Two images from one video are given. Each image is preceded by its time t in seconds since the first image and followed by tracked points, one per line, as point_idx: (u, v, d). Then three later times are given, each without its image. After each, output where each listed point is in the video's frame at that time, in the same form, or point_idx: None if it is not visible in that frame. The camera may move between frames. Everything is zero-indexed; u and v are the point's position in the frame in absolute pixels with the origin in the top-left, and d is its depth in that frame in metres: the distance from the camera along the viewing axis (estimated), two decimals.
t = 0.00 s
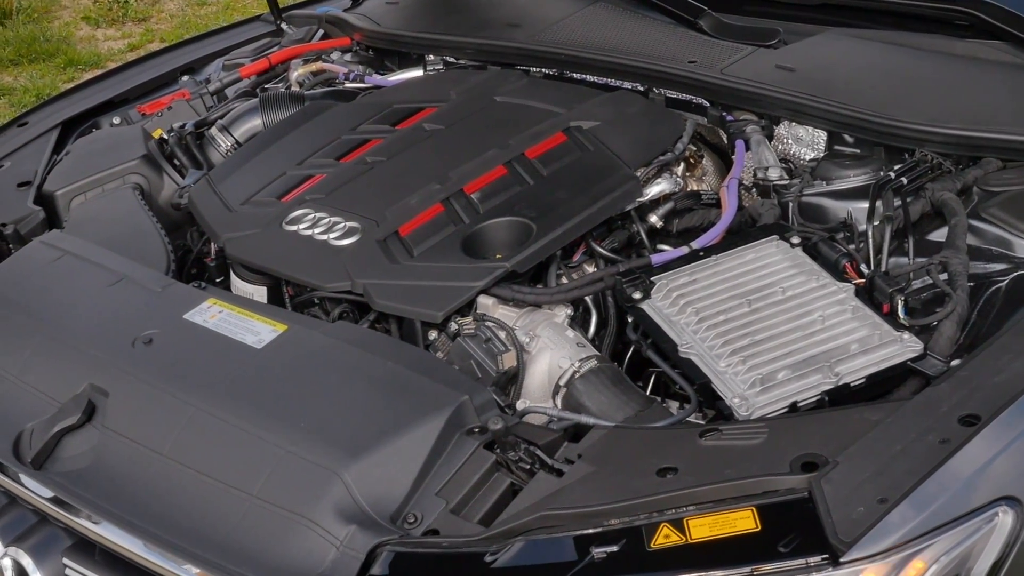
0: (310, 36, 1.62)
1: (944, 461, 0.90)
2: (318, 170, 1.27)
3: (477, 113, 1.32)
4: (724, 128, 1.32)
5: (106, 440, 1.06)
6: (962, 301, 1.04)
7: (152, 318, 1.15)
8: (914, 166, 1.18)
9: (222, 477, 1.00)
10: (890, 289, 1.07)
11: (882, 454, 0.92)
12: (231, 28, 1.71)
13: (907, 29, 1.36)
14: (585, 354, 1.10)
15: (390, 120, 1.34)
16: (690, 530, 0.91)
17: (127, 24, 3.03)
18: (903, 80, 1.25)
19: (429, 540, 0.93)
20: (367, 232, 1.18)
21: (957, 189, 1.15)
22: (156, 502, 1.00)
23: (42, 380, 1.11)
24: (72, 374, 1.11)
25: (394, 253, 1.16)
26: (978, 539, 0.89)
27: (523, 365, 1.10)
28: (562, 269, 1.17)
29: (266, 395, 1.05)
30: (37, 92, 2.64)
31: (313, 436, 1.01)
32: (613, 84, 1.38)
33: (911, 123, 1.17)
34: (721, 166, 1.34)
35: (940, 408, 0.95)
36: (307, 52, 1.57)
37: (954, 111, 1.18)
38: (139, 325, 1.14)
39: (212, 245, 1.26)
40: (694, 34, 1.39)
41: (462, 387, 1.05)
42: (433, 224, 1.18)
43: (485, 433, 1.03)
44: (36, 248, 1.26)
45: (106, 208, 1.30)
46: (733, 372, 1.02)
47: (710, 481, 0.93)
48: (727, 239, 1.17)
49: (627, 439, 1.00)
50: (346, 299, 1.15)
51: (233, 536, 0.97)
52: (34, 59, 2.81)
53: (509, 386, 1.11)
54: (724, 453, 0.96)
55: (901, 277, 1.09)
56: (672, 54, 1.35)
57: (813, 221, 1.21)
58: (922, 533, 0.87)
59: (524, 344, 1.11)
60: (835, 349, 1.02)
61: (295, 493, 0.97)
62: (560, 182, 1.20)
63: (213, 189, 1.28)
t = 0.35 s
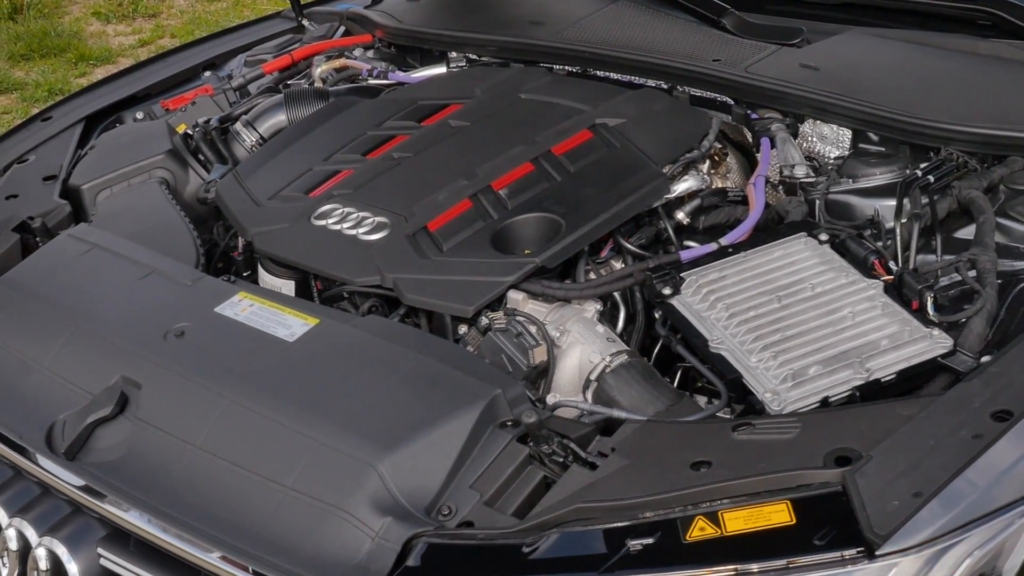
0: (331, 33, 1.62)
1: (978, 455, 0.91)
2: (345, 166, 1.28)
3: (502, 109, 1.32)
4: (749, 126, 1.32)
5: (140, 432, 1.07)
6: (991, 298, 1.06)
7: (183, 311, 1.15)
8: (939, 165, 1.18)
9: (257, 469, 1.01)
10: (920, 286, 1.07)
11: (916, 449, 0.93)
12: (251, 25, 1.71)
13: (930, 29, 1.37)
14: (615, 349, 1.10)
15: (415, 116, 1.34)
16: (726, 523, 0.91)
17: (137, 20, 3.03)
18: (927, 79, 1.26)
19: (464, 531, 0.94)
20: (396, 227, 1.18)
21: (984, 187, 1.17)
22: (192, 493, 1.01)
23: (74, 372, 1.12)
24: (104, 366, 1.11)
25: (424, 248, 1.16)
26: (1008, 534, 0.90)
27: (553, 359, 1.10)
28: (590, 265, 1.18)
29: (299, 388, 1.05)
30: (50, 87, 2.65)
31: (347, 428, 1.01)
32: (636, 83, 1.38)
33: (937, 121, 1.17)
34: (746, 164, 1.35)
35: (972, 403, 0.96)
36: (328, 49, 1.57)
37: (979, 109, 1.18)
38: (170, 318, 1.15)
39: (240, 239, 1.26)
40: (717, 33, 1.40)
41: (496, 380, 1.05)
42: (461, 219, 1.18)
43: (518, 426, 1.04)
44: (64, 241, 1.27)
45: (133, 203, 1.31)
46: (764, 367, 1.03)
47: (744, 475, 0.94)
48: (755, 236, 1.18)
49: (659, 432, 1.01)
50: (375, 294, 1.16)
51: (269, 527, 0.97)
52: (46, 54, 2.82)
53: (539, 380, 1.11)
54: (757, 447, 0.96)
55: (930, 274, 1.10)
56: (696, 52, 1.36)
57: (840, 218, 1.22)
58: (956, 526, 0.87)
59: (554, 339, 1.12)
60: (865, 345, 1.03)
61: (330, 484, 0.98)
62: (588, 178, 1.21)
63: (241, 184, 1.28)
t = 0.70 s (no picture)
0: (362, 32, 1.64)
1: (1021, 453, 0.93)
2: (383, 163, 1.28)
3: (538, 107, 1.33)
4: (783, 125, 1.33)
5: (183, 425, 1.08)
6: None
7: (224, 306, 1.16)
8: (976, 163, 1.18)
9: (303, 462, 1.02)
10: (960, 283, 1.09)
11: (960, 445, 0.94)
12: (281, 23, 1.72)
13: (963, 27, 1.37)
14: (657, 344, 1.12)
15: (450, 114, 1.35)
16: (772, 517, 0.92)
17: (155, 19, 3.10)
18: (963, 77, 1.26)
19: (512, 525, 0.95)
20: (435, 224, 1.19)
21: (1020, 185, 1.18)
22: (237, 487, 1.02)
23: (117, 366, 1.13)
24: (148, 360, 1.12)
25: (464, 244, 1.17)
26: None
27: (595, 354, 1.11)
28: (628, 261, 1.18)
29: (344, 382, 1.06)
30: (70, 85, 2.74)
31: (392, 423, 1.02)
32: (670, 81, 1.39)
33: (973, 120, 1.18)
34: (778, 165, 1.34)
35: (1015, 400, 0.97)
36: (360, 47, 1.58)
37: (1016, 108, 1.19)
38: (212, 313, 1.16)
39: (278, 235, 1.27)
40: (750, 32, 1.40)
41: (541, 375, 1.07)
42: (501, 215, 1.19)
43: (562, 421, 1.05)
44: (104, 237, 1.28)
45: (170, 200, 1.32)
46: (807, 363, 1.04)
47: (790, 469, 0.94)
48: (794, 233, 1.19)
49: (703, 427, 1.02)
50: (415, 290, 1.17)
51: (316, 520, 0.98)
52: (65, 52, 2.90)
53: (581, 375, 1.13)
54: (802, 442, 0.97)
55: (970, 272, 1.10)
56: (730, 51, 1.36)
57: (876, 216, 1.24)
58: (1000, 522, 0.89)
59: (596, 335, 1.13)
60: (907, 342, 1.04)
61: (377, 477, 0.99)
62: (626, 175, 1.22)
63: (278, 180, 1.29)
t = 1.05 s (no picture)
0: (414, 40, 1.66)
1: None
2: (442, 170, 1.29)
3: (595, 114, 1.34)
4: (841, 132, 1.33)
5: (253, 429, 1.09)
6: None
7: (290, 311, 1.17)
8: None
9: (374, 466, 1.02)
10: None
11: None
12: (332, 32, 1.74)
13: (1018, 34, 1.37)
14: (723, 350, 1.13)
15: (508, 120, 1.36)
16: (846, 522, 0.92)
17: (194, 27, 3.21)
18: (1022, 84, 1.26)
19: (585, 529, 0.95)
20: (498, 230, 1.19)
21: None
22: (309, 491, 1.03)
23: (184, 371, 1.14)
24: (215, 365, 1.13)
25: (527, 250, 1.17)
26: None
27: (661, 360, 1.13)
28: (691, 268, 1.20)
29: (413, 386, 1.07)
30: (112, 93, 2.80)
31: (463, 427, 1.03)
32: (727, 88, 1.39)
33: None
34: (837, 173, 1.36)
35: None
36: (413, 54, 1.60)
37: None
38: (278, 318, 1.16)
39: (338, 241, 1.28)
40: (805, 40, 1.41)
41: (609, 381, 1.07)
42: (564, 221, 1.19)
43: (632, 426, 1.05)
44: (166, 243, 1.29)
45: (231, 205, 1.33)
46: (875, 369, 1.04)
47: (863, 474, 0.94)
48: (857, 240, 1.20)
49: (772, 432, 1.03)
50: (480, 295, 1.18)
51: (390, 524, 0.98)
52: (106, 60, 2.98)
53: (647, 380, 1.15)
54: (873, 447, 0.97)
55: None
56: (785, 59, 1.37)
57: (939, 223, 1.24)
58: None
59: (661, 340, 1.15)
60: (975, 348, 1.04)
61: (449, 481, 0.99)
62: (687, 182, 1.22)
63: (338, 187, 1.30)
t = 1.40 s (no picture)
0: (504, 81, 1.71)
1: None
2: (541, 213, 1.30)
3: (692, 157, 1.35)
4: (940, 173, 1.32)
5: (365, 471, 1.09)
6: None
7: (398, 353, 1.19)
8: None
9: (488, 509, 1.02)
10: None
11: None
12: (419, 73, 1.77)
13: None
14: (830, 395, 1.13)
15: (605, 163, 1.38)
16: (965, 567, 0.90)
17: (269, 68, 3.59)
18: None
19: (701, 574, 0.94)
20: (601, 273, 1.20)
21: None
22: (421, 532, 1.02)
23: (292, 412, 1.15)
24: (325, 407, 1.14)
25: (630, 293, 1.18)
26: None
27: (769, 404, 1.13)
28: (795, 312, 1.21)
29: (523, 429, 1.08)
30: (192, 134, 3.06)
31: (575, 469, 1.03)
32: (821, 130, 1.39)
33: None
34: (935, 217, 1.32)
35: None
36: (504, 96, 1.64)
37: None
38: (385, 360, 1.18)
39: (440, 284, 1.29)
40: (899, 81, 1.41)
41: (719, 425, 1.08)
42: (666, 264, 1.20)
43: (743, 471, 1.05)
44: (268, 284, 1.31)
45: (332, 247, 1.36)
46: (988, 415, 1.03)
47: (984, 520, 0.91)
48: (963, 285, 1.19)
49: (885, 477, 1.02)
50: (585, 338, 1.19)
51: (504, 568, 0.98)
52: (184, 101, 3.29)
53: (754, 424, 1.15)
54: (994, 492, 0.95)
55: None
56: (881, 99, 1.38)
57: None
58: None
59: (768, 384, 1.14)
60: None
61: (562, 524, 0.99)
62: (789, 225, 1.22)
63: (438, 229, 1.32)
